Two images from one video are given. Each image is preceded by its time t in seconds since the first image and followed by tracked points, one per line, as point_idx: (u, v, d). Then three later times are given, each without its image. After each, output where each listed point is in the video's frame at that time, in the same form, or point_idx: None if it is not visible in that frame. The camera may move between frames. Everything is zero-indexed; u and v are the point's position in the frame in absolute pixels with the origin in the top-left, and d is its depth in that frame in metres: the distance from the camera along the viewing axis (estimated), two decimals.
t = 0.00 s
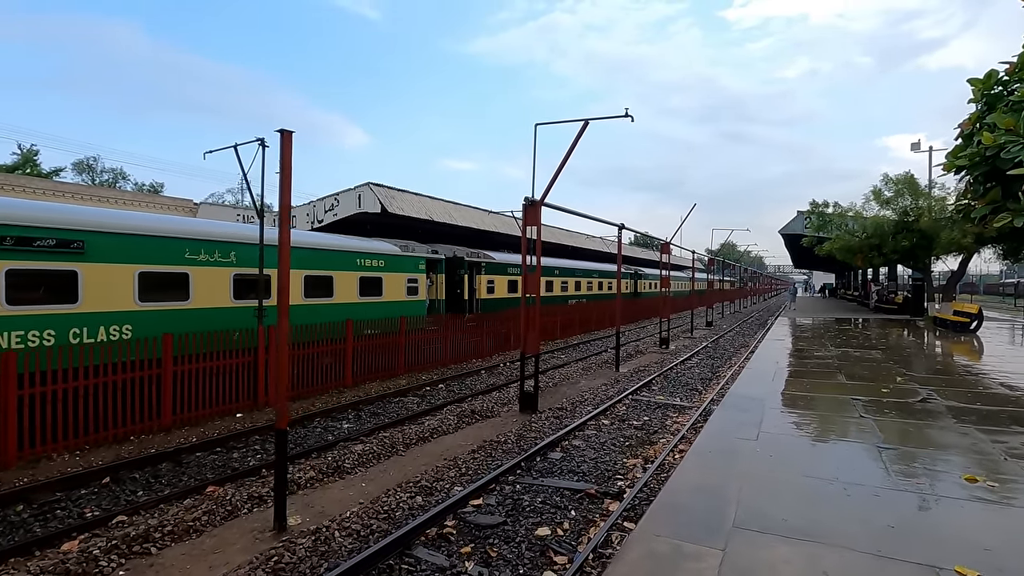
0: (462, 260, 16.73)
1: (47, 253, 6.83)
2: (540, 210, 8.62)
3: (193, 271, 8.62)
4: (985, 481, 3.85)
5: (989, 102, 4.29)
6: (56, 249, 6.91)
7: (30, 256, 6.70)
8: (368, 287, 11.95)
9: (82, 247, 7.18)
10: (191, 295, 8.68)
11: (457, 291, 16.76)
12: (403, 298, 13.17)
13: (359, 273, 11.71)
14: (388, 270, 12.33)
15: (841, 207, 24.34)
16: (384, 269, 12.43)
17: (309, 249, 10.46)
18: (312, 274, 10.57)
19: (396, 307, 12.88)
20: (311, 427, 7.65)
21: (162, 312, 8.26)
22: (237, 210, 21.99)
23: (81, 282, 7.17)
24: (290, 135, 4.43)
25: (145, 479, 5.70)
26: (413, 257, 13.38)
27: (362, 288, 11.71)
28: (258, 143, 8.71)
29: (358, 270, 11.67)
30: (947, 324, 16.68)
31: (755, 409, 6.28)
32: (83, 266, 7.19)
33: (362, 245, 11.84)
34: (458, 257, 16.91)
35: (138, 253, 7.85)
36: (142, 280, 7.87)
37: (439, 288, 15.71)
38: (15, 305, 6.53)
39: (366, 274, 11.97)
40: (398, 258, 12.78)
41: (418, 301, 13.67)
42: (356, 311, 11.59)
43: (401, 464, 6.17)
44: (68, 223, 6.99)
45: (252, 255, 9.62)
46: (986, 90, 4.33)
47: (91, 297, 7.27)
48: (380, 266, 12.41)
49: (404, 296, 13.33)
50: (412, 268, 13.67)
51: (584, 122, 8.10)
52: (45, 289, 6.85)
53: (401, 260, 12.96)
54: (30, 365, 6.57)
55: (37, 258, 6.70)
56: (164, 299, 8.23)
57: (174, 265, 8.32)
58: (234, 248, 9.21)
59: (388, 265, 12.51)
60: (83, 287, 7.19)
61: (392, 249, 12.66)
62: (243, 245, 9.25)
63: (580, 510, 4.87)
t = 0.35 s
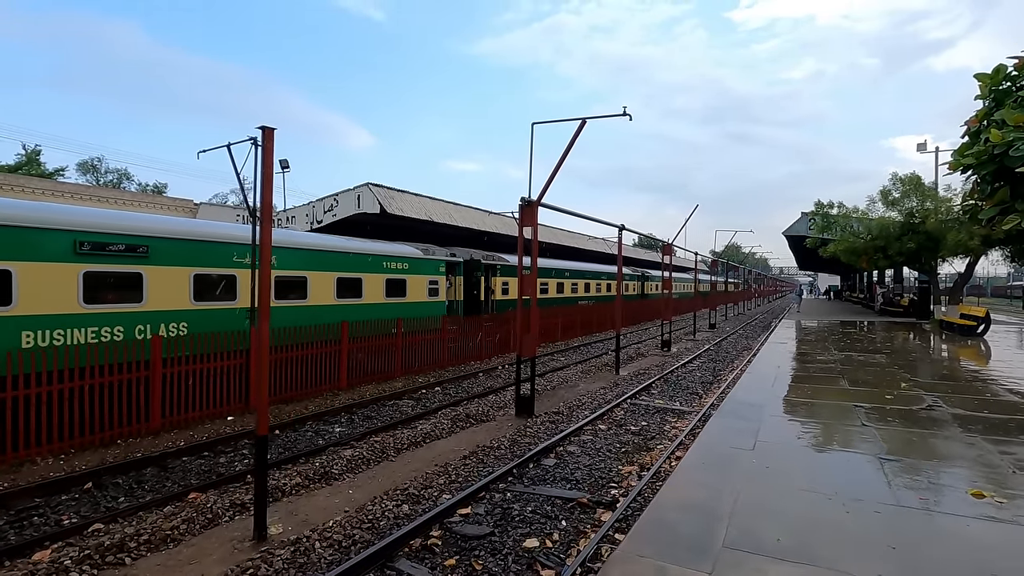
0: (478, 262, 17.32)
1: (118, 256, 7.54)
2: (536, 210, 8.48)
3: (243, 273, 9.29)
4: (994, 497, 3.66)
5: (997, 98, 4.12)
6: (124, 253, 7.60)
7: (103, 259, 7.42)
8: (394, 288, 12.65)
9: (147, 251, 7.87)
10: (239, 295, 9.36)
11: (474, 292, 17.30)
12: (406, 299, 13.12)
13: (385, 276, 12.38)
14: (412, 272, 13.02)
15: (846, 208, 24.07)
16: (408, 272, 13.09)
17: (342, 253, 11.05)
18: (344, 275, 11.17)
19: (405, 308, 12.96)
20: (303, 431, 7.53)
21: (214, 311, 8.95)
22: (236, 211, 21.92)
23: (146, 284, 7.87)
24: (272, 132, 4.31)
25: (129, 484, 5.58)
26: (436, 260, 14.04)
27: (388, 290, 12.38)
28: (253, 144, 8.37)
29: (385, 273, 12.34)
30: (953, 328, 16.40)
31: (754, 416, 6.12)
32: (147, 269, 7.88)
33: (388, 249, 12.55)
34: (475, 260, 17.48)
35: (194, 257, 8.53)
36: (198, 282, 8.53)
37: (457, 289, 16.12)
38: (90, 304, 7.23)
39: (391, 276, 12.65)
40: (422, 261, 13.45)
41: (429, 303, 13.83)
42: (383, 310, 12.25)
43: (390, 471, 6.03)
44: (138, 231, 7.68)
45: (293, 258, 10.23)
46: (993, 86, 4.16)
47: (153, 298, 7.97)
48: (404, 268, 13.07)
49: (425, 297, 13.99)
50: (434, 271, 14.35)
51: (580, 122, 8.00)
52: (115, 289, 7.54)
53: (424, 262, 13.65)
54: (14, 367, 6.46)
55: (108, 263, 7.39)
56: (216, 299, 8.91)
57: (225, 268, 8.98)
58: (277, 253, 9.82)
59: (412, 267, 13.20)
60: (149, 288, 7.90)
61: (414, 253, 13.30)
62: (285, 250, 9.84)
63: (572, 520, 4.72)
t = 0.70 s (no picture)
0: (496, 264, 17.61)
1: (179, 259, 8.21)
2: (536, 209, 8.30)
3: (285, 275, 9.86)
4: (1016, 514, 3.44)
5: (1016, 90, 3.90)
6: (186, 256, 8.27)
7: (167, 262, 8.09)
8: (419, 289, 13.17)
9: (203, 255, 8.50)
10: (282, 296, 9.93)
11: (491, 292, 17.54)
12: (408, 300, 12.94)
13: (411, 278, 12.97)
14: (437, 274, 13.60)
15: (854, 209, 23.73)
16: (431, 274, 13.67)
17: (370, 255, 11.56)
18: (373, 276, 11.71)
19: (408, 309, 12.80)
20: (297, 434, 7.40)
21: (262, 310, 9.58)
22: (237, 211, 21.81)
23: (200, 284, 8.44)
24: (257, 127, 4.16)
25: (114, 489, 5.43)
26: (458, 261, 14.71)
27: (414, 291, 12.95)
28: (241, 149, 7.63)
29: (410, 274, 12.92)
30: (964, 331, 16.06)
31: (759, 422, 5.91)
32: (204, 271, 8.52)
33: (414, 252, 13.10)
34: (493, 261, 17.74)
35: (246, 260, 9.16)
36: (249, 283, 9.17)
37: (479, 290, 16.46)
38: (156, 302, 7.89)
39: (417, 278, 13.20)
40: (444, 264, 14.04)
41: (432, 304, 13.67)
42: (409, 310, 12.81)
43: (384, 477, 5.86)
44: (196, 235, 8.30)
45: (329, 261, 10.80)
46: (1012, 77, 3.94)
47: (211, 298, 8.63)
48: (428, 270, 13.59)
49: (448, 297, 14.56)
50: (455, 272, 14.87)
51: (581, 119, 7.97)
52: (177, 289, 8.21)
53: (446, 264, 14.21)
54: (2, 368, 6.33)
55: (171, 265, 8.05)
56: (264, 299, 9.53)
57: (271, 270, 9.58)
58: (315, 255, 10.37)
59: (436, 269, 13.75)
60: (204, 288, 8.51)
61: (436, 255, 13.85)
62: (322, 253, 10.38)
63: (568, 529, 4.54)
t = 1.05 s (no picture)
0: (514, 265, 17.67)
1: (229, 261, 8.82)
2: (537, 208, 8.06)
3: (321, 276, 10.40)
4: None
5: None
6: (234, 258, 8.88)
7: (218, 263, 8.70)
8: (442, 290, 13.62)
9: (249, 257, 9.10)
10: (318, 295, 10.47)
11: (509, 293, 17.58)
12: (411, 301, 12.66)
13: (435, 278, 13.44)
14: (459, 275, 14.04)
15: (862, 208, 23.36)
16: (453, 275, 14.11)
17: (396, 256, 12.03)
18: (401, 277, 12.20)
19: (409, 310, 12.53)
20: (291, 439, 7.19)
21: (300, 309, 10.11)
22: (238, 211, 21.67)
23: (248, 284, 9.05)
24: (238, 118, 3.93)
25: (96, 498, 5.22)
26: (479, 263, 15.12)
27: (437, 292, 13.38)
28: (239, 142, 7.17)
29: (434, 275, 13.39)
30: (977, 334, 15.72)
31: (768, 432, 5.66)
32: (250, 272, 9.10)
33: (437, 253, 13.59)
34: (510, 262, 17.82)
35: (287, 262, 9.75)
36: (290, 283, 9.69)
37: (497, 291, 16.71)
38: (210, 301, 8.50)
39: (440, 279, 13.67)
40: (465, 265, 14.48)
41: (435, 304, 13.41)
42: (433, 309, 13.31)
43: (377, 485, 5.63)
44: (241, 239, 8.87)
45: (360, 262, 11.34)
46: None
47: (257, 297, 9.22)
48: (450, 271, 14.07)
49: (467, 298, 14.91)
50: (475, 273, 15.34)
51: (583, 114, 7.83)
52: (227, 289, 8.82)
53: (466, 266, 14.61)
54: None
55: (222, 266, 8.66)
56: (302, 298, 10.05)
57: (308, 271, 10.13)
58: (348, 257, 10.92)
59: (458, 270, 14.23)
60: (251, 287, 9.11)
61: (458, 257, 14.28)
62: (354, 255, 10.91)
63: (568, 544, 4.31)
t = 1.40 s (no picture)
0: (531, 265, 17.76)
1: (275, 264, 9.33)
2: (537, 205, 7.87)
3: (357, 276, 10.88)
4: None
5: None
6: (279, 260, 9.39)
7: (266, 265, 9.22)
8: (464, 289, 14.05)
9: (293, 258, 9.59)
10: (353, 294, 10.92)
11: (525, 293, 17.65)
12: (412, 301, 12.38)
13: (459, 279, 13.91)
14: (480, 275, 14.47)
15: (870, 207, 23.04)
16: (475, 276, 14.48)
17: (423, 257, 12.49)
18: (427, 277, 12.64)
19: (410, 309, 12.23)
20: (285, 442, 7.02)
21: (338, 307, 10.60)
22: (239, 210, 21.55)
23: (291, 284, 9.54)
24: (220, 109, 3.76)
25: (80, 503, 5.06)
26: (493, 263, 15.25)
27: (458, 291, 13.69)
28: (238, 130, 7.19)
29: (458, 276, 13.83)
30: (988, 335, 15.42)
31: (775, 438, 5.45)
32: (294, 272, 9.60)
33: (461, 254, 14.05)
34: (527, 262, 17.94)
35: (327, 262, 10.23)
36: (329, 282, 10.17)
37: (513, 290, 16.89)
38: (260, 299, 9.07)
39: (463, 279, 14.12)
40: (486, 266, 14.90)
41: (437, 304, 13.13)
42: (457, 308, 13.76)
43: (370, 491, 5.47)
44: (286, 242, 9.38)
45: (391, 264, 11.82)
46: None
47: (300, 296, 9.70)
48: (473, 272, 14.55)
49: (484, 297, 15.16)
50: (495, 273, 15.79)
51: (584, 109, 7.65)
52: (272, 289, 9.30)
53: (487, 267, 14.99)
54: None
55: (269, 268, 9.18)
56: (337, 297, 10.53)
57: (344, 271, 10.61)
58: (380, 258, 11.39)
59: (480, 271, 14.67)
60: (294, 287, 9.60)
61: (478, 258, 14.63)
62: (385, 256, 11.38)
63: (565, 554, 4.12)
